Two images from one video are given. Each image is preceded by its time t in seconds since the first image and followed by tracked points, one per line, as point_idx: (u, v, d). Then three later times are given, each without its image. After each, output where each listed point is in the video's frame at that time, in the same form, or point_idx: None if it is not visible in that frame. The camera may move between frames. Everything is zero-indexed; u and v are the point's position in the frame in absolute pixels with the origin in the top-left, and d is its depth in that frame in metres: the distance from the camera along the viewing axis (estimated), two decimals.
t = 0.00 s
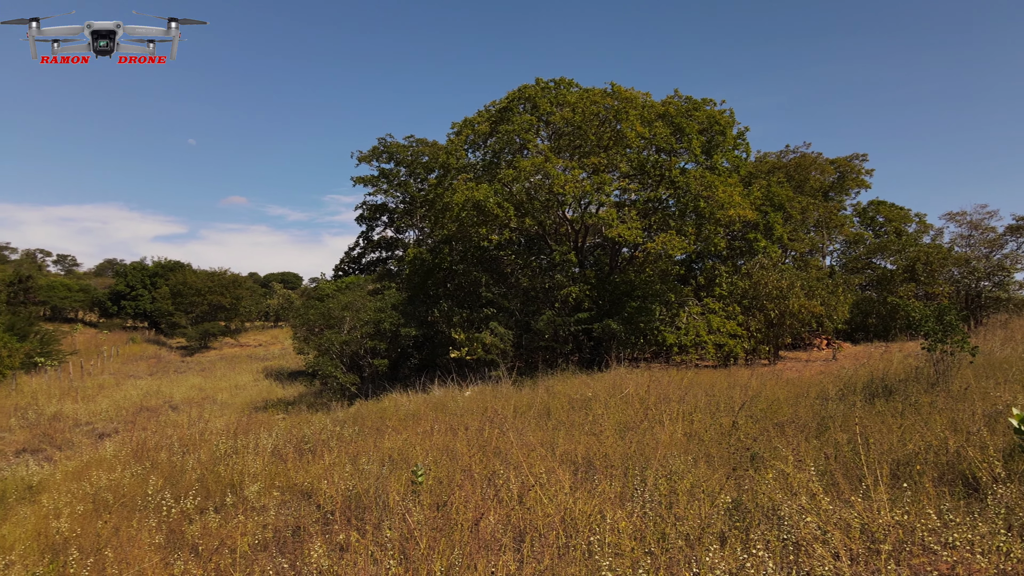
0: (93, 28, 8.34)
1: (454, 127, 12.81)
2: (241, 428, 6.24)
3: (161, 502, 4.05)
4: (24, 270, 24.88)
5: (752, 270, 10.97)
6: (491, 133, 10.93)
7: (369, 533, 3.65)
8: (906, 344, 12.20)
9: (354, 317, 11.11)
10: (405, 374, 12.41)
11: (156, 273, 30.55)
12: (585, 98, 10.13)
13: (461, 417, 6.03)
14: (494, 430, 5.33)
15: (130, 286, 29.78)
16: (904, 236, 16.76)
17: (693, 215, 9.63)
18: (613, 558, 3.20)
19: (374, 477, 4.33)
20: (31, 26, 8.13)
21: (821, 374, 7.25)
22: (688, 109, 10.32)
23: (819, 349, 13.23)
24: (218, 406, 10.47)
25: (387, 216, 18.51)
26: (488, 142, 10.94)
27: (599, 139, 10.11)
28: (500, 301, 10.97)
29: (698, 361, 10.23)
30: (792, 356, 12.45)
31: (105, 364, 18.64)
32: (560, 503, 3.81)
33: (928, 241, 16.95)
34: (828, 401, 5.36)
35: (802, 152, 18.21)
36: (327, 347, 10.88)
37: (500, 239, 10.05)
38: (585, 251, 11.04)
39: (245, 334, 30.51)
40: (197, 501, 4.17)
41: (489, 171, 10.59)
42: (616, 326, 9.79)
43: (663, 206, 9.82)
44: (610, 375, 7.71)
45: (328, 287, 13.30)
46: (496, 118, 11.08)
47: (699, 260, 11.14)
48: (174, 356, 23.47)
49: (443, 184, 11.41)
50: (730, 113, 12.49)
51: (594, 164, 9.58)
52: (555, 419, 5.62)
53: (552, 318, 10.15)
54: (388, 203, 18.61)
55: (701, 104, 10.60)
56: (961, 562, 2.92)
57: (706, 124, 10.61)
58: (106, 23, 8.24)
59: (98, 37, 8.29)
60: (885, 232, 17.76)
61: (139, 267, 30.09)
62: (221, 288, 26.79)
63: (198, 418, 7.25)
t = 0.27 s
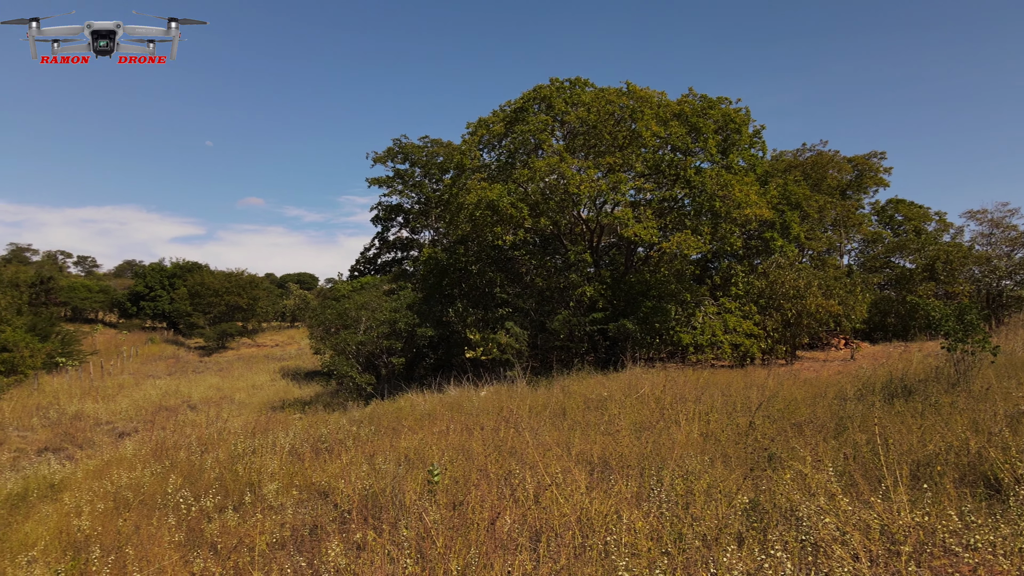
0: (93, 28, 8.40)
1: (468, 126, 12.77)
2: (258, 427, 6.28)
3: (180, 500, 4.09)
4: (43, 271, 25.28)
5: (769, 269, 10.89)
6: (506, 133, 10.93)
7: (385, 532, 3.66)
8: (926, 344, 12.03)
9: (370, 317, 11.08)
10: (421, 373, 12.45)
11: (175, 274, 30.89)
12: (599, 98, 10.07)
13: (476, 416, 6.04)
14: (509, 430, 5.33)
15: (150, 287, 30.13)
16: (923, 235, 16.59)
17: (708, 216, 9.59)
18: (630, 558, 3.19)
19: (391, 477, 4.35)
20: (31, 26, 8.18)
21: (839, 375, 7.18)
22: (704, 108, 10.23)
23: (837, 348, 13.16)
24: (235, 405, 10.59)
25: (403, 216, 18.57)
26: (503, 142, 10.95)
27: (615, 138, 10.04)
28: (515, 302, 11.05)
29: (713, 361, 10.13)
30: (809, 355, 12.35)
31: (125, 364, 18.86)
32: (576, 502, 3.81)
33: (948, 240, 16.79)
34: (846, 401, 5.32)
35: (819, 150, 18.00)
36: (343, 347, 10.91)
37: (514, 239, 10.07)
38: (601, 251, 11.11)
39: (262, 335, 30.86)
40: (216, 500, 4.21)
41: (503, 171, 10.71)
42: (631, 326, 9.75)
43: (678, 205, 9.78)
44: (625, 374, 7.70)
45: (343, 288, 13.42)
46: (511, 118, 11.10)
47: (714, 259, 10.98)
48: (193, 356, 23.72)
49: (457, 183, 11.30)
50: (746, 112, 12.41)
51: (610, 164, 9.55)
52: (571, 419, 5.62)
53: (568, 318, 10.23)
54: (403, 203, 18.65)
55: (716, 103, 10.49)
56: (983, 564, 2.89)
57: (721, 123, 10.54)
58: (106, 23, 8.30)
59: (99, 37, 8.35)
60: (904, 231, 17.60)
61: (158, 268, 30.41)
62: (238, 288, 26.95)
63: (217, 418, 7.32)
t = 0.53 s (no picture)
0: (93, 28, 8.46)
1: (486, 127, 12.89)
2: (278, 427, 6.34)
3: (202, 499, 4.13)
4: (65, 273, 25.80)
5: (788, 268, 10.75)
6: (523, 133, 10.94)
7: (404, 531, 3.67)
8: (950, 344, 11.85)
9: (388, 317, 11.15)
10: (438, 373, 12.86)
11: (196, 275, 31.30)
12: (617, 97, 10.08)
13: (494, 417, 6.05)
14: (526, 430, 5.33)
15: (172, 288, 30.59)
16: (946, 233, 16.38)
17: (726, 212, 9.60)
18: (648, 559, 3.18)
19: (410, 476, 4.36)
20: (31, 26, 8.26)
21: (859, 375, 7.12)
22: (721, 106, 10.10)
23: (858, 348, 13.04)
24: (255, 405, 10.72)
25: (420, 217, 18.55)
26: (520, 142, 10.99)
27: (632, 137, 9.94)
28: (532, 302, 11.07)
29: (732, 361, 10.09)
30: (830, 355, 12.21)
31: (147, 364, 19.08)
32: (594, 503, 3.80)
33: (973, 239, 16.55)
34: (868, 401, 5.28)
35: (839, 148, 17.65)
36: (361, 347, 10.99)
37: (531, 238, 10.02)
38: (619, 251, 11.15)
39: (281, 334, 31.19)
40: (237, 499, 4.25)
41: (520, 171, 10.80)
42: (650, 325, 9.68)
43: (696, 204, 9.79)
44: (643, 374, 7.68)
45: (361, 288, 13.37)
46: (528, 118, 11.15)
47: (734, 258, 11.24)
48: (214, 356, 23.99)
49: (475, 184, 11.39)
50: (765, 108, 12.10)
51: (626, 163, 9.46)
52: (589, 419, 5.61)
53: (586, 319, 10.31)
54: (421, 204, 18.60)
55: (734, 101, 10.34)
56: (1010, 568, 2.83)
57: (739, 121, 10.29)
58: (106, 23, 8.36)
59: (99, 37, 8.43)
60: (927, 230, 17.39)
61: (179, 270, 30.85)
62: (257, 289, 27.16)
63: (237, 417, 7.40)
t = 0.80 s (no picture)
0: (93, 28, 8.58)
1: (506, 127, 13.01)
2: (302, 427, 6.40)
3: (228, 498, 4.19)
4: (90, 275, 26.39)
5: (813, 267, 10.58)
6: (545, 133, 11.04)
7: (427, 530, 3.69)
8: (979, 344, 11.63)
9: (411, 317, 11.19)
10: (461, 373, 12.85)
11: (221, 276, 31.80)
12: (638, 96, 10.05)
13: (515, 416, 6.06)
14: (549, 430, 5.33)
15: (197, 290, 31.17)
16: (976, 231, 16.10)
17: (749, 212, 9.47)
18: (672, 560, 3.16)
19: (432, 476, 4.38)
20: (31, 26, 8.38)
21: (887, 375, 7.05)
22: (744, 103, 10.09)
23: (885, 348, 12.89)
24: (279, 404, 10.86)
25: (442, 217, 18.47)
26: (540, 142, 11.15)
27: (653, 136, 9.78)
28: (554, 301, 11.14)
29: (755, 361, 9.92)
30: (856, 356, 12.05)
31: (174, 364, 19.34)
32: (617, 503, 3.79)
33: (1004, 236, 16.26)
34: (895, 401, 5.21)
35: (864, 145, 17.15)
36: (384, 347, 11.05)
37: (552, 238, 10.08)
38: (640, 250, 10.96)
39: (307, 334, 31.69)
40: (262, 497, 4.30)
41: (541, 171, 11.02)
42: (672, 326, 9.72)
43: (719, 203, 9.78)
44: (665, 374, 7.66)
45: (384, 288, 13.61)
46: (548, 118, 11.22)
47: (758, 257, 11.25)
48: (239, 356, 24.36)
49: (496, 184, 11.49)
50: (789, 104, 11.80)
51: (649, 162, 9.40)
52: (610, 419, 5.61)
53: (608, 320, 10.27)
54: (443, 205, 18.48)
55: (756, 98, 10.33)
56: None
57: (761, 118, 10.36)
58: (106, 23, 8.48)
59: (99, 37, 8.55)
60: (955, 228, 17.14)
61: (204, 271, 31.42)
62: (281, 290, 27.33)
63: (261, 417, 7.49)
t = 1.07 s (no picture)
0: (93, 28, 8.55)
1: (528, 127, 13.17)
2: (326, 427, 6.48)
3: (254, 496, 4.24)
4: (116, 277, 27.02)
5: (839, 266, 10.43)
6: (566, 132, 11.11)
7: (450, 529, 3.71)
8: (1012, 344, 11.38)
9: (433, 318, 11.24)
10: (483, 373, 12.83)
11: (246, 278, 32.30)
12: (661, 95, 9.89)
13: (538, 416, 6.09)
14: (571, 430, 5.34)
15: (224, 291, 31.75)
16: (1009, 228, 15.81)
17: (773, 211, 9.42)
18: (696, 561, 3.12)
19: (456, 476, 4.39)
20: (31, 26, 8.31)
21: (916, 375, 6.98)
22: (767, 100, 10.01)
23: (914, 348, 12.72)
24: (303, 404, 11.01)
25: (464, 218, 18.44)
26: (562, 142, 11.27)
27: (675, 135, 9.75)
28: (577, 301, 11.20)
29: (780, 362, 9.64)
30: (883, 356, 11.88)
31: (201, 364, 19.63)
32: (640, 503, 3.77)
33: None
34: (924, 401, 5.14)
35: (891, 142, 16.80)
36: (406, 348, 11.07)
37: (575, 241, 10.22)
38: (663, 249, 10.84)
39: (331, 335, 32.19)
40: (286, 496, 4.35)
41: (560, 171, 11.12)
42: (695, 325, 9.77)
43: (742, 202, 9.64)
44: (689, 374, 7.63)
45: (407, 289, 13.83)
46: (570, 117, 11.29)
47: (782, 256, 11.19)
48: (263, 356, 24.73)
49: (518, 184, 11.56)
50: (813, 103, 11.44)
51: (671, 161, 9.35)
52: (633, 419, 5.60)
53: (631, 320, 10.29)
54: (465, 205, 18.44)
55: (779, 95, 10.21)
56: None
57: (785, 115, 10.20)
58: (106, 23, 8.46)
59: (99, 37, 8.53)
60: (986, 225, 16.84)
61: (230, 272, 32.04)
62: (305, 291, 27.45)
63: (286, 416, 7.58)
